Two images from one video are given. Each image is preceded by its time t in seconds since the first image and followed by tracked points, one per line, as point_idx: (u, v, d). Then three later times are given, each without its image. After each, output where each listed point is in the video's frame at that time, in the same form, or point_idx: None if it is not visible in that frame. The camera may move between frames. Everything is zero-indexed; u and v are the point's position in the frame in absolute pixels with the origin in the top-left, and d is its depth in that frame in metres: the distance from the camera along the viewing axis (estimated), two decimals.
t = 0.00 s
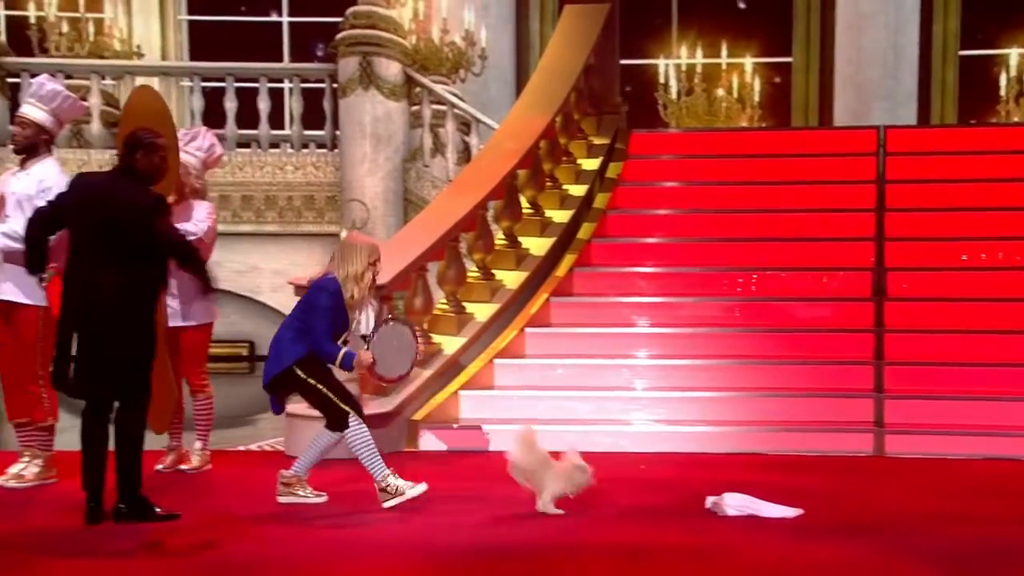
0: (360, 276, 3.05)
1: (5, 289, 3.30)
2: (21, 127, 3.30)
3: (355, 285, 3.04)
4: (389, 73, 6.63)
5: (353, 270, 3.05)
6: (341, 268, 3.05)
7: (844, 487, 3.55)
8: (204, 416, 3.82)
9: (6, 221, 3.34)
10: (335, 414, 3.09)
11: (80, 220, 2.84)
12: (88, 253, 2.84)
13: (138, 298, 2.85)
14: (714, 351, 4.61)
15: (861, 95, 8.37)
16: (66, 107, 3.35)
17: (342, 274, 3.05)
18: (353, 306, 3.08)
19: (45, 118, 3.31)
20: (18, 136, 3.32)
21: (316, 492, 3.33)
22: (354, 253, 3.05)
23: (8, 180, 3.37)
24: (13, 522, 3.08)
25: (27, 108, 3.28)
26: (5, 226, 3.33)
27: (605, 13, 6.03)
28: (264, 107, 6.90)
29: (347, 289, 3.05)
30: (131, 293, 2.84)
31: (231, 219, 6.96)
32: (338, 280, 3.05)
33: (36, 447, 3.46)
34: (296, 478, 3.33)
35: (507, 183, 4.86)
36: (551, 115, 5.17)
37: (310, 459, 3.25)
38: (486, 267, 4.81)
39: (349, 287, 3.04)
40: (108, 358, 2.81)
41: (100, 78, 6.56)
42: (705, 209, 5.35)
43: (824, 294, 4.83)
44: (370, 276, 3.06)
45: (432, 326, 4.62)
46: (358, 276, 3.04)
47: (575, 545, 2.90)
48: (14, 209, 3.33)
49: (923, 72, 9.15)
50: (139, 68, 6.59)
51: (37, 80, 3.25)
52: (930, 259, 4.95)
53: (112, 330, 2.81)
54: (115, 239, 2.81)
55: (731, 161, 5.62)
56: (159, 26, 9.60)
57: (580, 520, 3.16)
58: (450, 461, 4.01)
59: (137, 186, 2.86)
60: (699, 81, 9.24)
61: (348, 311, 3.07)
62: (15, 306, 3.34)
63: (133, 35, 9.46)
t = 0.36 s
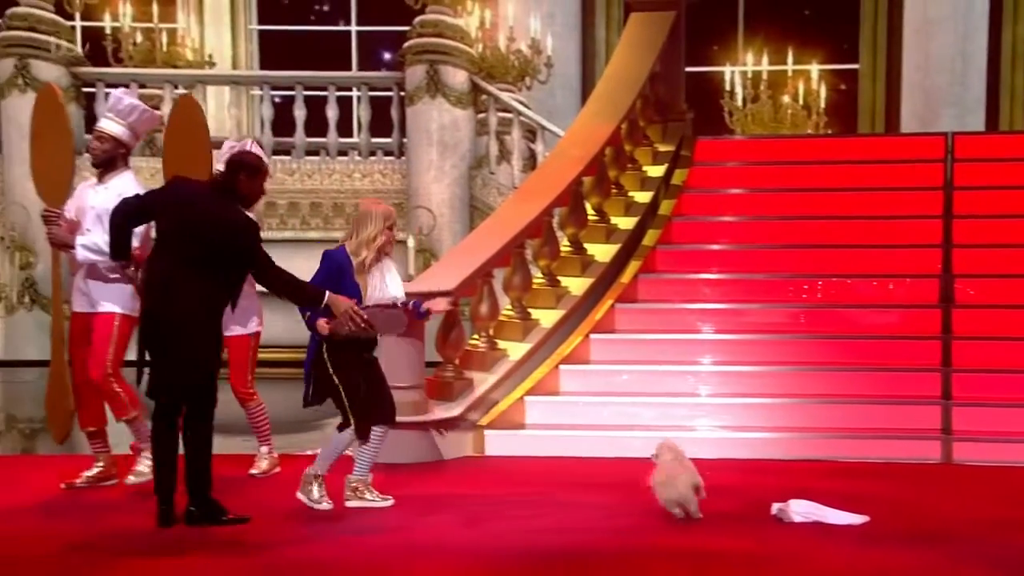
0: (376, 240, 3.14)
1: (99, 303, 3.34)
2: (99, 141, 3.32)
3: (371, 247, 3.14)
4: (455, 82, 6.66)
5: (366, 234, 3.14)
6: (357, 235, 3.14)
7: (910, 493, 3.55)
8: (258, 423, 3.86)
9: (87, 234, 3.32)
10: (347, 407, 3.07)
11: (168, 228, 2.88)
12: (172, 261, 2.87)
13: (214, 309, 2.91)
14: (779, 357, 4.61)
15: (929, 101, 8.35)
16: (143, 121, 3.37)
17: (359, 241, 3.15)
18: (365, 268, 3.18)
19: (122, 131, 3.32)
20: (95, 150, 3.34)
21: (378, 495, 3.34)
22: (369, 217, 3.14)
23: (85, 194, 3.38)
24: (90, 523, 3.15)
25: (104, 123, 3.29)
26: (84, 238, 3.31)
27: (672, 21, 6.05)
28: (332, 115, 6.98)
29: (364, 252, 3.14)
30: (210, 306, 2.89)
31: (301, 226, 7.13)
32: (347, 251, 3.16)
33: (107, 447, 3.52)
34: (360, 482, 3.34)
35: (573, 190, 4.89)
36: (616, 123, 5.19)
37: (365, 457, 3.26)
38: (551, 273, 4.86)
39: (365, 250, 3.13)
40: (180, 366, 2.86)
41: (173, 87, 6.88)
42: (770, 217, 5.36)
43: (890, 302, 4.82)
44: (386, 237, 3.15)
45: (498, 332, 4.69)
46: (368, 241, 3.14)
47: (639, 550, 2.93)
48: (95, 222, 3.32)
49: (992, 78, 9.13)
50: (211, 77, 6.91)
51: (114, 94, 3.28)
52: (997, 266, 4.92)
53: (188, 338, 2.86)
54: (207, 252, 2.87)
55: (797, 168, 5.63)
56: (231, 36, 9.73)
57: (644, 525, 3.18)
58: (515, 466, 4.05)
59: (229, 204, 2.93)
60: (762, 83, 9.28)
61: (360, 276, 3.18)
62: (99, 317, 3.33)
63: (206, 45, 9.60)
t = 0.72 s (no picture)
0: (399, 227, 3.22)
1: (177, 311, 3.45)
2: (176, 152, 3.34)
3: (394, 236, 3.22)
4: (502, 92, 6.80)
5: (390, 221, 3.22)
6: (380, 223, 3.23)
7: (950, 497, 3.61)
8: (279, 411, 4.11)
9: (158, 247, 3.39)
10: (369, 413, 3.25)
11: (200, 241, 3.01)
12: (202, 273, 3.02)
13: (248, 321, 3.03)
14: (820, 362, 4.68)
15: (970, 108, 8.39)
16: (218, 132, 3.34)
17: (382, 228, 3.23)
18: (388, 254, 3.26)
19: (197, 143, 3.32)
20: (172, 161, 3.35)
21: (442, 494, 3.47)
22: (392, 205, 3.23)
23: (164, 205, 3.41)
24: (154, 522, 3.25)
25: (180, 134, 3.30)
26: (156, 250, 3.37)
27: (715, 31, 6.13)
28: (381, 123, 7.11)
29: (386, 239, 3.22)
30: (242, 318, 3.01)
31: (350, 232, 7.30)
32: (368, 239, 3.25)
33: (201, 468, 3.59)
34: (426, 478, 3.50)
35: (617, 198, 4.98)
36: (660, 131, 5.29)
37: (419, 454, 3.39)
38: (596, 279, 4.95)
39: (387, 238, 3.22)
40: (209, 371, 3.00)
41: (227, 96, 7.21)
42: (810, 223, 5.44)
43: (931, 307, 4.88)
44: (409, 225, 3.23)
45: (544, 337, 4.79)
46: (394, 228, 3.22)
47: (683, 550, 3.01)
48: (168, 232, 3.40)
49: None
50: (264, 88, 7.19)
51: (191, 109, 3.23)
52: None
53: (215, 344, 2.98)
54: (237, 265, 2.98)
55: (839, 176, 5.70)
56: (284, 49, 9.88)
57: (689, 526, 3.27)
58: (562, 468, 4.14)
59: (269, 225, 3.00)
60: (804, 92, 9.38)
61: (384, 263, 3.25)
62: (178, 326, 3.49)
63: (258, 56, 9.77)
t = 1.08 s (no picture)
0: (442, 232, 3.34)
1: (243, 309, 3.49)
2: (235, 161, 3.21)
3: (438, 242, 3.33)
4: (544, 103, 6.92)
5: (434, 227, 3.34)
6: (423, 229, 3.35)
7: (985, 501, 3.69)
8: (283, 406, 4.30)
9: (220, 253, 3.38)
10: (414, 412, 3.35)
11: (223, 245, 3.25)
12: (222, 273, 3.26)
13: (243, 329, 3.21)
14: (858, 367, 4.76)
15: (1007, 118, 8.44)
16: (279, 137, 3.28)
17: (426, 235, 3.34)
18: (437, 258, 3.36)
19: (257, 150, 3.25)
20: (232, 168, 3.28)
21: (487, 496, 3.56)
22: (436, 211, 3.35)
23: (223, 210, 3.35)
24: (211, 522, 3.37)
25: (240, 141, 3.23)
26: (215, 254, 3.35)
27: (753, 43, 6.22)
28: (426, 134, 7.24)
29: (428, 244, 3.34)
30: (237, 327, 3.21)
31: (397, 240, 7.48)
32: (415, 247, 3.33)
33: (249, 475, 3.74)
34: (469, 482, 3.58)
35: (657, 207, 5.09)
36: (698, 141, 5.39)
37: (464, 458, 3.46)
38: (636, 285, 5.06)
39: (430, 243, 3.33)
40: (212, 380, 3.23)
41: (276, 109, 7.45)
42: (847, 231, 5.52)
43: (966, 314, 4.96)
44: (451, 230, 3.35)
45: (585, 342, 4.90)
46: (438, 233, 3.34)
47: (726, 552, 3.11)
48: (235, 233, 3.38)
49: None
50: (312, 100, 7.46)
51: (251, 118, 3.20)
52: None
53: (206, 345, 3.18)
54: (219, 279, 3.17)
55: (875, 185, 5.78)
56: (331, 62, 10.06)
57: (733, 530, 3.36)
58: (605, 471, 4.23)
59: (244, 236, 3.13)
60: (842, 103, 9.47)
61: (433, 266, 3.35)
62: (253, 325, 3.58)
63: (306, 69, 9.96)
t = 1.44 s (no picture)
0: (493, 241, 3.45)
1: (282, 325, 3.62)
2: (285, 177, 3.58)
3: (490, 251, 3.45)
4: (578, 113, 7.00)
5: (485, 236, 3.45)
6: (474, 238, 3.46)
7: (1015, 506, 3.74)
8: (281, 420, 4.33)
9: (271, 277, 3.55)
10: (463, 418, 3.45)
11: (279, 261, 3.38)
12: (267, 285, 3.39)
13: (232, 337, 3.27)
14: (888, 374, 4.81)
15: None
16: (325, 156, 3.58)
17: (478, 244, 3.46)
18: (490, 267, 3.47)
19: (306, 169, 3.56)
20: (283, 187, 3.60)
21: (522, 501, 3.62)
22: (487, 221, 3.46)
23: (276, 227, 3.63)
24: (251, 524, 3.44)
25: (289, 161, 3.55)
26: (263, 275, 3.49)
27: (786, 54, 6.30)
28: (461, 143, 7.33)
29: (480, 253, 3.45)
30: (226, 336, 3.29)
31: (432, 248, 7.58)
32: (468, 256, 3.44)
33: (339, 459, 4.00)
34: (504, 487, 3.64)
35: (690, 215, 5.16)
36: (731, 149, 5.46)
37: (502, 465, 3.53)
38: (668, 293, 5.12)
39: (483, 252, 3.44)
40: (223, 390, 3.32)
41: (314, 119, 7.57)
42: (878, 239, 5.57)
43: (997, 321, 5.00)
44: (502, 239, 3.46)
45: (618, 349, 4.97)
46: (490, 242, 3.45)
47: (758, 556, 3.17)
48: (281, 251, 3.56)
49: None
50: (349, 110, 7.58)
51: (301, 136, 3.49)
52: None
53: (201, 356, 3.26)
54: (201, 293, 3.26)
55: (906, 195, 5.84)
56: (368, 73, 10.19)
57: (766, 534, 3.42)
58: (638, 476, 4.30)
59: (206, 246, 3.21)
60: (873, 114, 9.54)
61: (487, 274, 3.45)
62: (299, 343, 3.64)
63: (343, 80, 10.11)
